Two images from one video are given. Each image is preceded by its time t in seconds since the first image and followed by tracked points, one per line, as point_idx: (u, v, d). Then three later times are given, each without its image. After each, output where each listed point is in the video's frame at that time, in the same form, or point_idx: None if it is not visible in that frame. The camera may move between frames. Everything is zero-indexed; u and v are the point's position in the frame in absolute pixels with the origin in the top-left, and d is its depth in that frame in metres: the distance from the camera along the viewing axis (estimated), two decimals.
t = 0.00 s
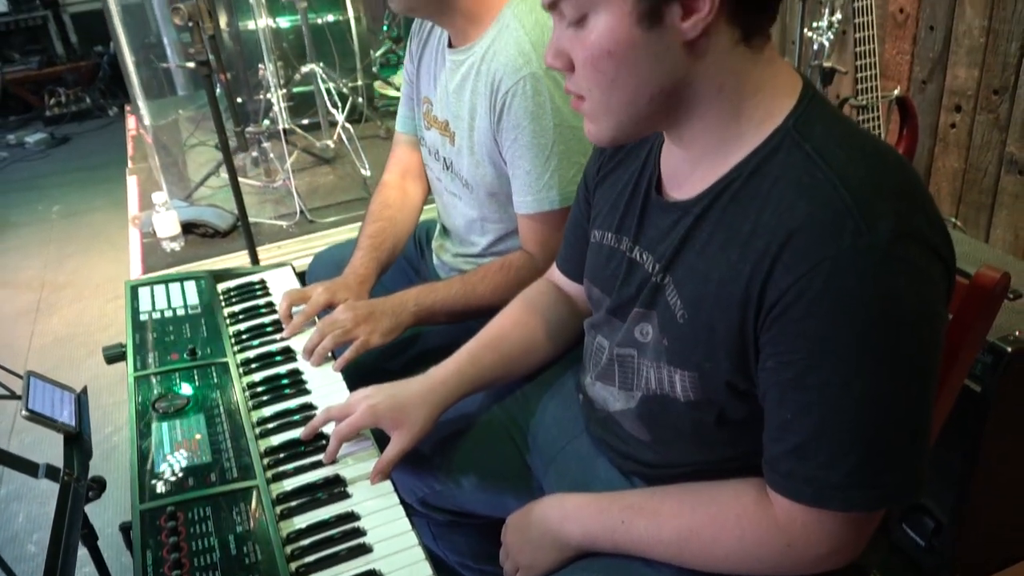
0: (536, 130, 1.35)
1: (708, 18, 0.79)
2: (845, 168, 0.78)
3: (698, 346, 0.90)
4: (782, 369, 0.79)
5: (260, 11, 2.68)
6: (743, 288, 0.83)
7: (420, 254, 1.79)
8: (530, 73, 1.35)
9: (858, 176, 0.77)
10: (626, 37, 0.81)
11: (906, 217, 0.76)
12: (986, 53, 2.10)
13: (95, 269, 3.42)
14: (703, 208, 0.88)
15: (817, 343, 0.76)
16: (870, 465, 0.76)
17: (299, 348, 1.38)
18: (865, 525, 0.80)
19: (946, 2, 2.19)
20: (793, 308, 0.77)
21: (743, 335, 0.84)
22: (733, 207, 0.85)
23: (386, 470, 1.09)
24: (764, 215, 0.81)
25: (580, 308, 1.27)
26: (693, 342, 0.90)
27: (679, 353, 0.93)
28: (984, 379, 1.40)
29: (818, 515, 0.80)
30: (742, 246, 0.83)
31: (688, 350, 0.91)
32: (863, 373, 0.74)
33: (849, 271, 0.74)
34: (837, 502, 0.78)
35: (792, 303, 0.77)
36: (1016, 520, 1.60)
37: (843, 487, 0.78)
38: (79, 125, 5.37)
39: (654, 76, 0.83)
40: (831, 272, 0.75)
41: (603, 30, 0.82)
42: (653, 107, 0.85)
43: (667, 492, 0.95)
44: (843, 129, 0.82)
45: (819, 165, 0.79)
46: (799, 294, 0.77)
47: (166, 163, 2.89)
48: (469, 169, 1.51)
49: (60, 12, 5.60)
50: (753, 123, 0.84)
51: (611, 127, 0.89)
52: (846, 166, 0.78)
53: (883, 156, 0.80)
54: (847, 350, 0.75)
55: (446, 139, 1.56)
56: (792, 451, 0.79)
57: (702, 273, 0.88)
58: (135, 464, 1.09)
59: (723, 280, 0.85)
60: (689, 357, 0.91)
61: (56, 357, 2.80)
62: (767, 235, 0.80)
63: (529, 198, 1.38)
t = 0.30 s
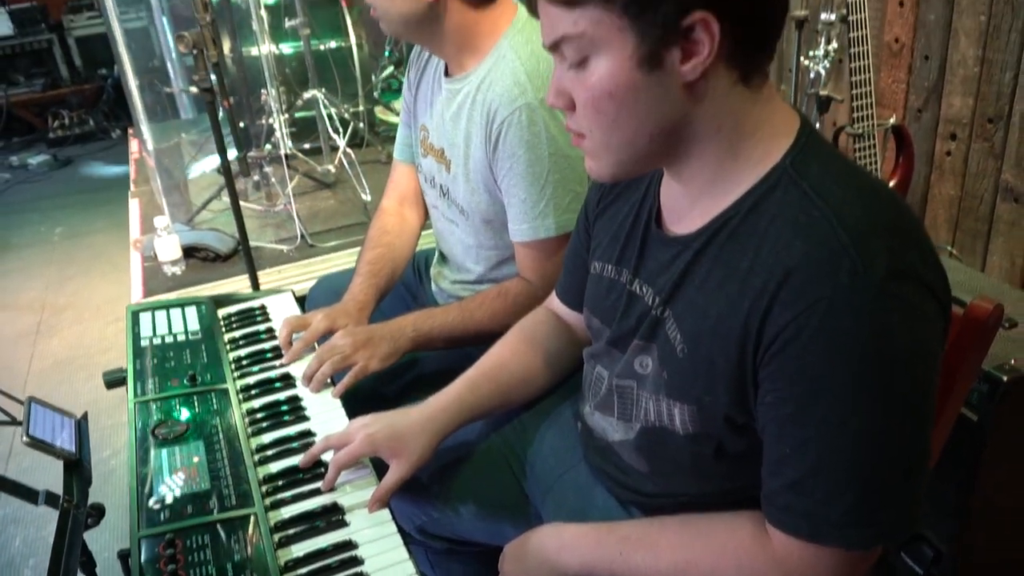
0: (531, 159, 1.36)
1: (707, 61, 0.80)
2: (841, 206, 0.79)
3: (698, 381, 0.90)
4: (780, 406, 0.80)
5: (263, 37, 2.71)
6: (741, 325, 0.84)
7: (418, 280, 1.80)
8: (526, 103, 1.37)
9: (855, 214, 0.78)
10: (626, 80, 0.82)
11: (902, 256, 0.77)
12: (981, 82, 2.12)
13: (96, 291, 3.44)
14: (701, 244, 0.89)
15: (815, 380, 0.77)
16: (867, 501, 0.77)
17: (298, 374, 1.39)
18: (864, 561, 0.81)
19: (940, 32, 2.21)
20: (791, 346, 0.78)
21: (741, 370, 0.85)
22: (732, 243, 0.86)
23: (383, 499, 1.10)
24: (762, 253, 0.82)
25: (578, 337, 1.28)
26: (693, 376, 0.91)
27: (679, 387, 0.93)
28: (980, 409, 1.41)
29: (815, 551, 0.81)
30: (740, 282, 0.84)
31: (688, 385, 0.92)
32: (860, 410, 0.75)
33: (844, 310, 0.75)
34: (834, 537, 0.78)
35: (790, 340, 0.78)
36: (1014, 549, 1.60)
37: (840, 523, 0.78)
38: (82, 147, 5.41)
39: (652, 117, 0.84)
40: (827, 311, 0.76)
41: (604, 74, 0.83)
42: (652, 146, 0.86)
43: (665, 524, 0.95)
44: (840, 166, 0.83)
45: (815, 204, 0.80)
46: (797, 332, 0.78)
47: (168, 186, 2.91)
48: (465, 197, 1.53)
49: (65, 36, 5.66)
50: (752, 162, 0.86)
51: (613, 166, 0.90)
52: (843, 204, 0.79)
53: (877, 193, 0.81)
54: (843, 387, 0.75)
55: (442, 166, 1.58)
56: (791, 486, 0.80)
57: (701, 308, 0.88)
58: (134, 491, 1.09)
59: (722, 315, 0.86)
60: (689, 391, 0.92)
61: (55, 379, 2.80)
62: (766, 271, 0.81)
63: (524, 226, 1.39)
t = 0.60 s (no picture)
0: (528, 191, 1.37)
1: (708, 106, 0.81)
2: (840, 246, 0.80)
3: (697, 417, 0.91)
4: (780, 445, 0.80)
5: (266, 65, 2.74)
6: (741, 362, 0.84)
7: (417, 308, 1.81)
8: (521, 136, 1.38)
9: (854, 255, 0.79)
10: (627, 125, 0.83)
11: (901, 296, 0.77)
12: (976, 113, 2.14)
13: (97, 315, 3.44)
14: (701, 282, 0.90)
15: (815, 418, 0.77)
16: (868, 541, 0.77)
17: (297, 402, 1.39)
18: None
19: (936, 63, 2.23)
20: (791, 385, 0.79)
21: (740, 407, 0.86)
22: (732, 281, 0.86)
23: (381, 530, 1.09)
24: (762, 291, 0.83)
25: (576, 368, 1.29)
26: (693, 412, 0.91)
27: (679, 423, 0.94)
28: (979, 440, 1.41)
29: None
30: (740, 320, 0.85)
31: (688, 421, 0.92)
32: (859, 449, 0.76)
33: (843, 348, 0.75)
34: None
35: (789, 379, 0.79)
36: None
37: (841, 562, 0.78)
38: (85, 170, 5.44)
39: (651, 160, 0.85)
40: (826, 351, 0.76)
41: (604, 119, 0.84)
42: (652, 187, 0.88)
43: (665, 560, 0.95)
44: (838, 206, 0.84)
45: (813, 243, 0.81)
46: (797, 372, 0.78)
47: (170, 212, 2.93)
48: (463, 229, 1.54)
49: (69, 61, 5.72)
50: (751, 205, 0.86)
51: (613, 206, 0.91)
52: (842, 243, 0.80)
53: (874, 233, 0.82)
54: (842, 426, 0.76)
55: (439, 198, 1.59)
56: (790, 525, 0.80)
57: (701, 345, 0.89)
58: (132, 520, 1.09)
59: (722, 352, 0.86)
60: (688, 427, 0.92)
61: (55, 404, 2.80)
62: (765, 310, 0.82)
63: (521, 257, 1.40)
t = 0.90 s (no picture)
0: (530, 218, 1.38)
1: (712, 150, 0.82)
2: (844, 280, 0.80)
3: (700, 451, 0.91)
4: (783, 481, 0.80)
5: (270, 91, 2.73)
6: (745, 397, 0.84)
7: (418, 336, 1.81)
8: (522, 165, 1.39)
9: (859, 290, 0.79)
10: (632, 170, 0.84)
11: (904, 331, 0.78)
12: (976, 141, 2.15)
13: (98, 340, 3.44)
14: (705, 315, 0.90)
15: (818, 454, 0.77)
16: None
17: (299, 430, 1.39)
18: None
19: (936, 92, 2.24)
20: (795, 422, 0.79)
21: (743, 441, 0.86)
22: (736, 314, 0.87)
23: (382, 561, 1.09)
24: (765, 326, 0.83)
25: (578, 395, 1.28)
26: (696, 446, 0.91)
27: (681, 456, 0.94)
28: (980, 471, 1.40)
29: None
30: (744, 355, 0.85)
31: (691, 455, 0.92)
32: (862, 484, 0.76)
33: (846, 383, 0.76)
34: None
35: (792, 415, 0.79)
36: None
37: None
38: (88, 194, 5.46)
39: (657, 203, 0.86)
40: (829, 388, 0.77)
41: (609, 165, 0.84)
42: (657, 228, 0.88)
43: None
44: (841, 240, 0.85)
45: (816, 278, 0.81)
46: (800, 408, 0.78)
47: (173, 237, 2.94)
48: (465, 257, 1.54)
49: (74, 86, 5.76)
50: (753, 242, 0.87)
51: (618, 247, 0.91)
52: (845, 277, 0.80)
53: (877, 267, 0.82)
54: (846, 461, 0.76)
55: (441, 227, 1.60)
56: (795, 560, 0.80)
57: (704, 379, 0.89)
58: (133, 550, 1.09)
59: (725, 386, 0.86)
60: (691, 461, 0.92)
61: (56, 429, 2.79)
62: (769, 345, 0.82)
63: (522, 284, 1.41)
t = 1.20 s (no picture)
0: (529, 241, 1.38)
1: (718, 201, 0.81)
2: (853, 316, 0.80)
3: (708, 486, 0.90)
4: (793, 517, 0.80)
5: (274, 114, 2.78)
6: (754, 433, 0.84)
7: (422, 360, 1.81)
8: (520, 188, 1.40)
9: (867, 325, 0.79)
10: (640, 231, 0.82)
11: (914, 367, 0.77)
12: (979, 165, 2.15)
13: (101, 362, 3.44)
14: (713, 345, 0.90)
15: (828, 491, 0.77)
16: None
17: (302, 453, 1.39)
18: None
19: (939, 116, 2.25)
20: (804, 459, 0.78)
21: (752, 475, 0.85)
22: (746, 346, 0.86)
23: None
24: (774, 359, 0.83)
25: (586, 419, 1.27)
26: (702, 481, 0.91)
27: (687, 489, 0.93)
28: (988, 498, 1.39)
29: None
30: (753, 387, 0.84)
31: (697, 489, 0.92)
32: (871, 520, 0.75)
33: (856, 419, 0.75)
34: None
35: (801, 452, 0.78)
36: None
37: None
38: (92, 216, 5.48)
39: (665, 257, 0.84)
40: (838, 425, 0.76)
41: (615, 226, 0.82)
42: (665, 279, 0.87)
43: None
44: (849, 273, 0.84)
45: (825, 313, 0.81)
46: (810, 446, 0.78)
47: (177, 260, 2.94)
48: (467, 282, 1.54)
49: (79, 109, 5.80)
50: (763, 277, 0.86)
51: (626, 297, 0.90)
52: (853, 311, 0.80)
53: (887, 300, 0.82)
54: (855, 498, 0.75)
55: (443, 253, 1.60)
56: None
57: (712, 414, 0.89)
58: None
59: (734, 420, 0.86)
60: (697, 495, 0.92)
61: (58, 454, 2.78)
62: (778, 380, 0.82)
63: (522, 306, 1.41)
